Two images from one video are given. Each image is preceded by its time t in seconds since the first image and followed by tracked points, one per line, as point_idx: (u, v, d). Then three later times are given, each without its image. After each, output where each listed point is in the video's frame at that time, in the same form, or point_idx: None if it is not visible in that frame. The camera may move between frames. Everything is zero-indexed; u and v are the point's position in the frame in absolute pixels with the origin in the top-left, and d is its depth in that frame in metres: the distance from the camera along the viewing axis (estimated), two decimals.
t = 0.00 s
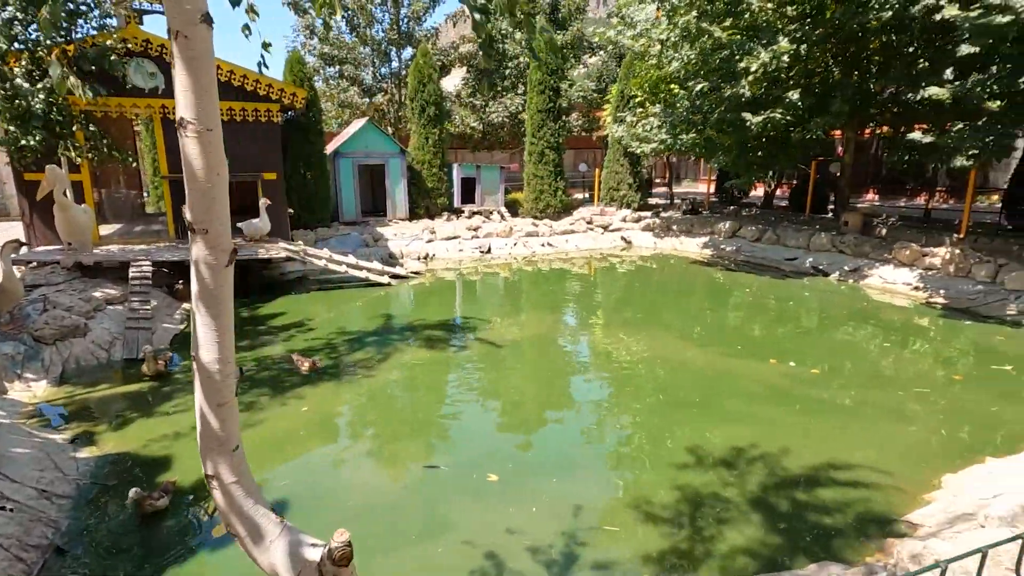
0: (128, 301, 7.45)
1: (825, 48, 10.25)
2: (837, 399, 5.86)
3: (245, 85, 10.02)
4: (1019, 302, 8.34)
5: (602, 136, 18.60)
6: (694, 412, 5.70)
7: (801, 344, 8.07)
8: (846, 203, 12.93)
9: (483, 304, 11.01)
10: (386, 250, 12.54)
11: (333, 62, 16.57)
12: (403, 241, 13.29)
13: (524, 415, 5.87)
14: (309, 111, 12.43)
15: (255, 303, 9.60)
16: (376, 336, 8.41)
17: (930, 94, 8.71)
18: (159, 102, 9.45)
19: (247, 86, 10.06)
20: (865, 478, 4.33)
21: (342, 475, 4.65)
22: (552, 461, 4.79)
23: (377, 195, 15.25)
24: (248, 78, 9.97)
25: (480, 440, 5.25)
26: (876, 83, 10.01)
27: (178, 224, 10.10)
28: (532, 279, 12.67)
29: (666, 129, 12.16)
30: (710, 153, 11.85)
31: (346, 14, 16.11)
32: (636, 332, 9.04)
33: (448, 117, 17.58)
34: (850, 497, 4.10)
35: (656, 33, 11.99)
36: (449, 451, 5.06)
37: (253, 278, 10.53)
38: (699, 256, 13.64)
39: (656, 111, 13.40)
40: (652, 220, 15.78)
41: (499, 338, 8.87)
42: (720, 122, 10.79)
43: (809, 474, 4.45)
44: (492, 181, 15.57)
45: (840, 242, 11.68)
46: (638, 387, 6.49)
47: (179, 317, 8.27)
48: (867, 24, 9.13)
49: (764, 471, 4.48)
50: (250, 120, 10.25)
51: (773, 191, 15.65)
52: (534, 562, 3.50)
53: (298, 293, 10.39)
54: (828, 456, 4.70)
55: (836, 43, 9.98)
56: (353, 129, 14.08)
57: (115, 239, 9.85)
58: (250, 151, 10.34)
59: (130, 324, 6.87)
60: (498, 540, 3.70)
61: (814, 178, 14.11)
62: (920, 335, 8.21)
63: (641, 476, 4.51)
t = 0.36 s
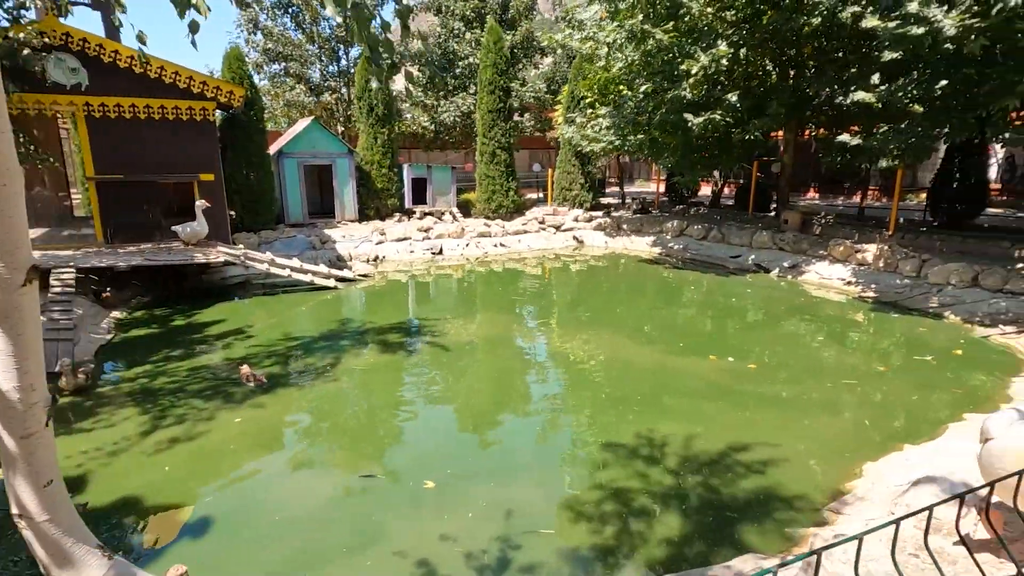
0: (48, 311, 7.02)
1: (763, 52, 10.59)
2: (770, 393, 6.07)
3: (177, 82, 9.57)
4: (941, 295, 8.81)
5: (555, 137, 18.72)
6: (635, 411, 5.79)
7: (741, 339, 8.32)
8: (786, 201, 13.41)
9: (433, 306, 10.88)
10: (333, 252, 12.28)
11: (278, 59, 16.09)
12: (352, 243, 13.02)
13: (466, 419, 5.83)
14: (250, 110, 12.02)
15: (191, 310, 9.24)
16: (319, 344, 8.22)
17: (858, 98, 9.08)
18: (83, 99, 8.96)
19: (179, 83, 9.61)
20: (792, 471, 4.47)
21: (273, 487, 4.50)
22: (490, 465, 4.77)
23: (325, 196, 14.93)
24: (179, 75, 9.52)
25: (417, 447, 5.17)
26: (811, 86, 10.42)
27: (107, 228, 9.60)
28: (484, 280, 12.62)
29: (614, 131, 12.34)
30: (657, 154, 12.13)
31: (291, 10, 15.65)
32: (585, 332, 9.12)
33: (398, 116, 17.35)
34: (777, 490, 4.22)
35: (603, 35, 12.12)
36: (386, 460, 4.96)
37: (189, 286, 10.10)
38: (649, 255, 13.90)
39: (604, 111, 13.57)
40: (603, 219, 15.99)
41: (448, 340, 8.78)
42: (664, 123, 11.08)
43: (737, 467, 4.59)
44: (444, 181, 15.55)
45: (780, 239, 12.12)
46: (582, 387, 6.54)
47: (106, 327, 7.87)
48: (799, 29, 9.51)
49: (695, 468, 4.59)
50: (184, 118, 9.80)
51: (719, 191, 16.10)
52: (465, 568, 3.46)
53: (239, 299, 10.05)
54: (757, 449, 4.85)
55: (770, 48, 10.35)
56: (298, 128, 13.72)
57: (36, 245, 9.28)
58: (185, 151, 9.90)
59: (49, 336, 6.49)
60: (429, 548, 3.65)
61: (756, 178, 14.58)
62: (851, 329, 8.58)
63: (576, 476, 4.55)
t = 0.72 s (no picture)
0: None
1: (700, 55, 10.86)
2: (706, 387, 6.19)
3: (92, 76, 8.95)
4: (867, 288, 9.26)
5: (502, 137, 18.68)
6: (576, 410, 5.79)
7: (681, 335, 8.50)
8: (725, 200, 13.82)
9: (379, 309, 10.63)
10: (272, 256, 11.83)
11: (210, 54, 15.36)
12: (292, 246, 12.56)
13: (404, 425, 5.67)
14: (178, 107, 11.41)
15: (113, 320, 8.69)
16: (253, 352, 7.86)
17: (788, 100, 9.39)
18: None
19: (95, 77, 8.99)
20: (725, 462, 4.56)
21: (191, 508, 4.25)
22: (426, 472, 4.65)
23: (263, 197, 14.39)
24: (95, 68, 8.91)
25: (350, 458, 4.99)
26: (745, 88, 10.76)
27: (16, 233, 8.90)
28: (431, 282, 12.43)
29: (558, 131, 12.40)
30: (600, 154, 12.26)
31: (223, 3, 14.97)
32: (531, 332, 9.10)
33: (341, 115, 16.90)
34: (710, 482, 4.28)
35: (545, 35, 12.13)
36: (317, 473, 4.76)
37: (113, 292, 9.64)
38: (595, 254, 14.07)
39: (548, 112, 13.63)
40: (550, 219, 16.07)
41: (390, 344, 8.56)
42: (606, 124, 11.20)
43: (671, 462, 4.63)
44: (388, 181, 15.27)
45: (720, 237, 12.48)
46: (525, 389, 6.50)
47: (12, 340, 7.29)
48: (732, 32, 9.78)
49: (630, 464, 4.61)
50: (101, 115, 9.17)
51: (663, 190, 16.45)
52: None
53: (167, 307, 9.52)
54: (692, 443, 4.92)
55: (706, 52, 10.64)
56: (232, 127, 13.14)
57: None
58: (103, 150, 9.28)
59: None
60: (353, 564, 3.51)
61: (697, 178, 14.98)
62: (785, 323, 8.90)
63: (513, 479, 4.49)
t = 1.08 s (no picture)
0: None
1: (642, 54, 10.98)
2: (650, 383, 6.21)
3: None
4: (804, 282, 9.59)
5: (450, 133, 18.41)
6: (522, 412, 5.68)
7: (627, 331, 8.54)
8: (670, 197, 14.05)
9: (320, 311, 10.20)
10: (206, 257, 11.23)
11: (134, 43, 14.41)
12: (227, 247, 11.93)
13: (341, 435, 5.42)
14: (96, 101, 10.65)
15: (23, 330, 8.02)
16: (182, 360, 7.39)
17: (727, 98, 9.58)
18: None
19: None
20: (667, 460, 4.54)
21: (99, 539, 3.91)
22: (361, 486, 4.45)
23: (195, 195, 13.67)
24: None
25: (282, 475, 4.71)
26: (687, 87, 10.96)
27: None
28: (377, 282, 12.08)
29: (506, 128, 12.28)
30: (547, 151, 12.24)
31: None
32: (479, 332, 8.95)
33: (280, 110, 16.22)
34: (652, 481, 4.26)
35: (490, 30, 11.97)
36: (245, 493, 4.47)
37: (30, 297, 9.11)
38: (545, 251, 14.05)
39: (495, 109, 13.50)
40: (500, 216, 15.95)
41: (332, 346, 8.23)
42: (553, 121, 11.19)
43: (616, 462, 4.59)
44: (331, 179, 14.65)
45: (665, 233, 12.68)
46: (471, 392, 6.35)
47: None
48: (674, 31, 9.91)
49: (573, 465, 4.54)
50: (5, 106, 8.41)
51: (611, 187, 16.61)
52: None
53: (86, 314, 8.85)
54: (636, 442, 4.90)
55: (649, 50, 10.77)
56: (158, 120, 12.34)
57: None
58: (8, 144, 8.51)
59: None
60: None
61: (643, 174, 15.18)
62: (728, 316, 9.09)
63: (453, 487, 4.34)
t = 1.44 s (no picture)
0: None
1: (599, 47, 10.89)
2: (609, 382, 6.15)
3: None
4: (758, 275, 9.76)
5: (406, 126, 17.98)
6: (480, 416, 5.53)
7: (587, 327, 8.49)
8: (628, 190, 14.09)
9: (268, 313, 9.74)
10: (145, 258, 10.60)
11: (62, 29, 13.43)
12: (169, 247, 11.29)
13: (288, 449, 5.14)
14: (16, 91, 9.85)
15: None
16: (116, 370, 6.92)
17: (683, 94, 9.60)
18: None
19: None
20: (628, 463, 4.47)
21: None
22: (309, 504, 4.21)
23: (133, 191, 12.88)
24: None
25: (226, 497, 4.42)
26: (644, 80, 10.94)
27: None
28: (331, 280, 11.67)
29: (462, 121, 12.02)
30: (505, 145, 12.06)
31: None
32: (437, 331, 8.72)
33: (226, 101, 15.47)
34: (614, 486, 4.18)
35: (444, 21, 11.65)
36: (183, 518, 4.17)
37: None
38: (504, 246, 13.90)
39: (450, 101, 13.21)
40: (458, 211, 15.68)
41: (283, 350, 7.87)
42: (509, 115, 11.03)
43: (576, 466, 4.49)
44: (280, 174, 13.91)
45: (624, 227, 12.70)
46: (427, 396, 6.14)
47: None
48: (629, 24, 9.85)
49: (532, 472, 4.42)
50: None
51: (570, 181, 16.56)
52: None
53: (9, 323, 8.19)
54: (595, 444, 4.81)
55: (605, 43, 10.69)
56: (89, 111, 11.52)
57: None
58: None
59: None
60: None
61: (602, 168, 15.19)
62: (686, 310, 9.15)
63: (406, 501, 4.16)
